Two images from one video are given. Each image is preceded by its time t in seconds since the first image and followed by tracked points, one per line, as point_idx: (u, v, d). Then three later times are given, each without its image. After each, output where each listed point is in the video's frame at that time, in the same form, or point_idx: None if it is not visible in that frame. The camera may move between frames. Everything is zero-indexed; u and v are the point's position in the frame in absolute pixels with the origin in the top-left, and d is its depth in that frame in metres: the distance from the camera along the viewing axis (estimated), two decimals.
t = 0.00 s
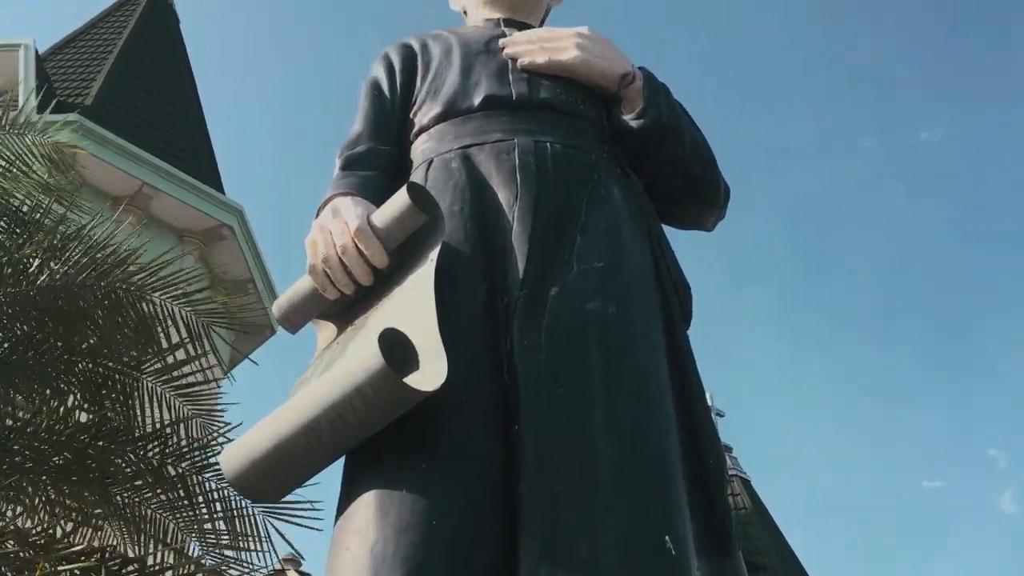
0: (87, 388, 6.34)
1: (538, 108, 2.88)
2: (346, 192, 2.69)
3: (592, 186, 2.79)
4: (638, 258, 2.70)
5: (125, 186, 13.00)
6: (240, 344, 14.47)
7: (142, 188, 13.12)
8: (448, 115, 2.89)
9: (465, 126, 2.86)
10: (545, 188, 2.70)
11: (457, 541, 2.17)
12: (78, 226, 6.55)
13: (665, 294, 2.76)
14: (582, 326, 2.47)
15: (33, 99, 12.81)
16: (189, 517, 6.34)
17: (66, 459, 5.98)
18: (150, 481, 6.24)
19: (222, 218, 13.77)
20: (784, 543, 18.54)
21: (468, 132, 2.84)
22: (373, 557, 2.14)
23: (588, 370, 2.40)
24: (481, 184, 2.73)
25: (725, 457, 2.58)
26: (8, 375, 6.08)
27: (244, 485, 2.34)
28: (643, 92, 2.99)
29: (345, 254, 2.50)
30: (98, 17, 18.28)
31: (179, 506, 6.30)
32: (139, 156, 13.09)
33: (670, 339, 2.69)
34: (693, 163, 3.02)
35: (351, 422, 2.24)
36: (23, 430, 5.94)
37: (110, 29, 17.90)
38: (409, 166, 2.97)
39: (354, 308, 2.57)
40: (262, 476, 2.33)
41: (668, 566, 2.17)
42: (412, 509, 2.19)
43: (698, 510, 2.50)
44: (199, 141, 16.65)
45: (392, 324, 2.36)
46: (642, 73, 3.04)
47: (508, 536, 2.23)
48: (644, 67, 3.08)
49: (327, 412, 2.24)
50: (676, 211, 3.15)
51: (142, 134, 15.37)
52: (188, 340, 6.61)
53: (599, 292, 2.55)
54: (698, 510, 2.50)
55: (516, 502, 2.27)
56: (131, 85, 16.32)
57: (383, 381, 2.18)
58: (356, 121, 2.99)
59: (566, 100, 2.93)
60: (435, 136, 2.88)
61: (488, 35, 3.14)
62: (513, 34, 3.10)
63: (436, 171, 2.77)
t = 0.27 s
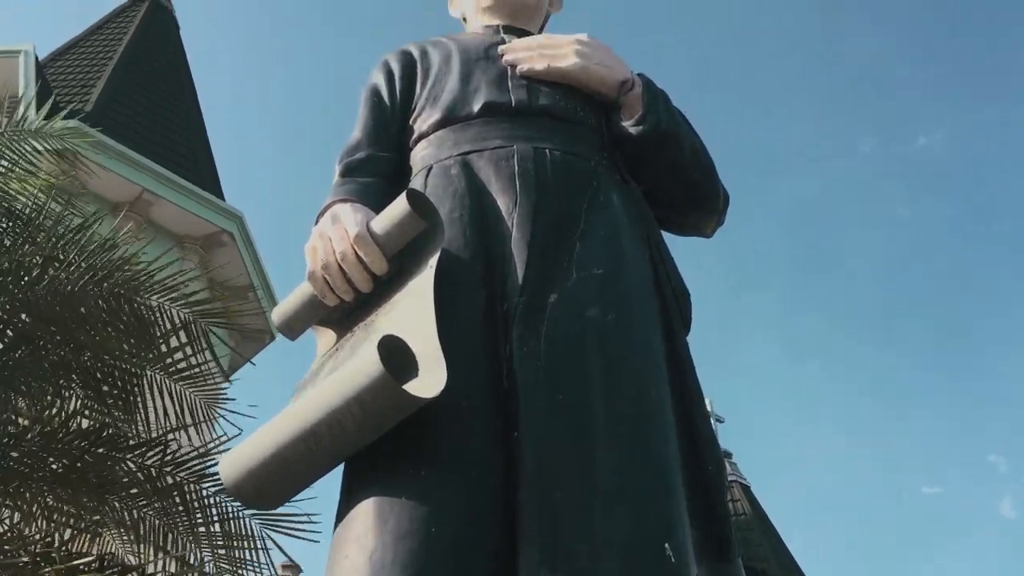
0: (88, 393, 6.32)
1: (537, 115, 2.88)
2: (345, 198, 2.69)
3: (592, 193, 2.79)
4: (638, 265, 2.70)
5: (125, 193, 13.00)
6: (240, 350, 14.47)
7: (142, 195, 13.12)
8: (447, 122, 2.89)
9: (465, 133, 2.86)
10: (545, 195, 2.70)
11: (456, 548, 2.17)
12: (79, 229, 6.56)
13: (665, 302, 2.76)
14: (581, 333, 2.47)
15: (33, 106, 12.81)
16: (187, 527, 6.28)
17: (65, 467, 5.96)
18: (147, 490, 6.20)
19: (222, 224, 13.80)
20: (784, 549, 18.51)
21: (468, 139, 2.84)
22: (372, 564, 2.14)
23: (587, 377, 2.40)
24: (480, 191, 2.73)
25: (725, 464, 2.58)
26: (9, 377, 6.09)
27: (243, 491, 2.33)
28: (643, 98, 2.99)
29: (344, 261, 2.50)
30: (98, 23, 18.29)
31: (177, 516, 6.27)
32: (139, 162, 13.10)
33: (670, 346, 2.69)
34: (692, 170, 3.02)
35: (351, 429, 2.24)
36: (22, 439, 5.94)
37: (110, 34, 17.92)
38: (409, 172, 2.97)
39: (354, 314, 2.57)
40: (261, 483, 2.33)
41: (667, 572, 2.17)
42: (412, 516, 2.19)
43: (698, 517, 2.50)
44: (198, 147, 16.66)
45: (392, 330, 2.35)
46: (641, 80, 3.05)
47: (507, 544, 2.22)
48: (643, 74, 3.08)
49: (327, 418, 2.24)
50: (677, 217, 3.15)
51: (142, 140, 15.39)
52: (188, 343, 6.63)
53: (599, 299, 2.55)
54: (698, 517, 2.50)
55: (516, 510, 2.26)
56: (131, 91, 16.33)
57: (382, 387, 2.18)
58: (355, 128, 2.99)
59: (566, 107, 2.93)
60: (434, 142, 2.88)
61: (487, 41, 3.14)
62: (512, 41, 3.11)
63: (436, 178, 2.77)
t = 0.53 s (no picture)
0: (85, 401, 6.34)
1: (537, 121, 2.89)
2: (345, 205, 2.69)
3: (591, 199, 2.79)
4: (638, 272, 2.70)
5: (124, 199, 13.00)
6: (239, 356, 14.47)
7: (142, 201, 13.10)
8: (447, 129, 2.90)
9: (465, 139, 2.86)
10: (545, 201, 2.70)
11: (455, 555, 2.17)
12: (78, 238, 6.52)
13: (665, 308, 2.76)
14: (581, 339, 2.47)
15: (33, 112, 12.79)
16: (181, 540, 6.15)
17: (63, 474, 5.96)
18: (142, 500, 6.12)
19: (222, 230, 13.84)
20: (784, 554, 18.50)
21: (467, 146, 2.84)
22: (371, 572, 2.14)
23: (587, 383, 2.40)
24: (480, 198, 2.73)
25: (725, 470, 2.58)
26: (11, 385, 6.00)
27: (243, 498, 2.33)
28: (642, 105, 2.99)
29: (344, 267, 2.50)
30: (98, 29, 18.30)
31: (171, 529, 6.15)
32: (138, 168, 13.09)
33: (669, 352, 2.69)
34: (691, 177, 3.02)
35: (351, 436, 2.24)
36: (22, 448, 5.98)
37: (110, 40, 17.92)
38: (409, 179, 2.97)
39: (354, 321, 2.57)
40: (261, 490, 2.32)
41: None
42: (412, 523, 2.18)
43: (698, 523, 2.50)
44: (198, 153, 16.67)
45: (392, 337, 2.35)
46: (641, 87, 3.05)
47: (507, 551, 2.22)
48: (642, 80, 3.09)
49: (327, 425, 2.24)
50: (676, 224, 3.15)
51: (142, 147, 15.39)
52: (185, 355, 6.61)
53: (599, 305, 2.55)
54: (698, 523, 2.50)
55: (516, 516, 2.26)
56: (130, 97, 16.34)
57: (381, 394, 2.18)
58: (355, 134, 3.00)
59: (565, 113, 2.93)
60: (434, 149, 2.88)
61: (487, 48, 3.15)
62: (512, 48, 3.11)
63: (435, 185, 2.77)
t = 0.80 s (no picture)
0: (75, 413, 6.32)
1: (537, 127, 2.89)
2: (345, 211, 2.69)
3: (591, 204, 2.79)
4: (638, 275, 2.71)
5: (124, 205, 13.00)
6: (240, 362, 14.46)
7: (142, 207, 13.09)
8: (447, 134, 2.90)
9: (464, 145, 2.86)
10: (545, 206, 2.70)
11: (455, 560, 2.16)
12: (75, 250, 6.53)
13: (665, 313, 2.76)
14: (580, 344, 2.47)
15: (33, 118, 12.79)
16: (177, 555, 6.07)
17: (63, 485, 5.93)
18: (140, 514, 6.06)
19: (222, 236, 13.74)
20: (784, 560, 18.47)
21: (467, 151, 2.84)
22: None
23: (586, 387, 2.40)
24: (480, 203, 2.73)
25: (726, 475, 2.58)
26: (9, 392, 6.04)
27: (242, 504, 2.33)
28: (642, 110, 2.99)
29: (344, 273, 2.50)
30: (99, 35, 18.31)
31: (168, 543, 6.07)
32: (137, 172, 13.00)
33: (669, 357, 2.69)
34: (692, 182, 3.02)
35: (350, 442, 2.23)
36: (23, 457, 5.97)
37: (110, 46, 17.93)
38: (409, 184, 2.97)
39: (354, 326, 2.56)
40: (261, 496, 2.32)
41: None
42: (411, 529, 2.18)
43: (699, 528, 2.49)
44: (198, 159, 16.68)
45: (391, 343, 2.35)
46: (641, 92, 3.05)
47: (506, 556, 2.22)
48: (642, 85, 3.09)
49: (327, 431, 2.24)
50: (677, 228, 3.15)
51: (142, 153, 15.39)
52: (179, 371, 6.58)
53: (598, 310, 2.55)
54: (699, 528, 2.49)
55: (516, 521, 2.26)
56: (131, 103, 16.36)
57: (381, 401, 2.17)
58: (355, 140, 2.99)
59: (565, 119, 2.93)
60: (434, 154, 2.88)
61: (487, 53, 3.15)
62: (512, 53, 3.12)
63: (435, 191, 2.77)
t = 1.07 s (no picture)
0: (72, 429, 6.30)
1: (538, 133, 2.89)
2: (346, 217, 2.69)
3: (592, 210, 2.79)
4: (638, 281, 2.71)
5: (124, 212, 13.01)
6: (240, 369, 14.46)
7: (142, 214, 13.10)
8: (448, 140, 2.90)
9: (465, 151, 2.87)
10: (546, 212, 2.71)
11: (455, 567, 2.16)
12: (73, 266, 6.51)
13: (665, 319, 2.76)
14: (580, 350, 2.47)
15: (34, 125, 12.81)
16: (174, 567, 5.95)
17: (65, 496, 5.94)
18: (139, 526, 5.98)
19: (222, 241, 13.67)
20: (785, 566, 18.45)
21: (468, 157, 2.84)
22: None
23: (587, 394, 2.40)
24: (481, 209, 2.73)
25: (726, 481, 2.58)
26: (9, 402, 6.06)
27: (242, 511, 2.33)
28: (643, 117, 3.00)
29: (345, 279, 2.50)
30: (100, 41, 18.34)
31: (165, 555, 5.96)
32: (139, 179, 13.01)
33: (670, 364, 2.69)
34: (692, 188, 3.02)
35: (351, 449, 2.24)
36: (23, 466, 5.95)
37: (111, 53, 17.96)
38: (409, 191, 2.97)
39: (355, 332, 2.57)
40: (261, 502, 2.32)
41: None
42: (412, 536, 2.18)
43: (699, 534, 2.50)
44: (199, 165, 16.69)
45: (392, 349, 2.35)
46: (641, 98, 3.05)
47: (507, 563, 2.22)
48: (643, 91, 3.09)
49: (327, 437, 2.24)
50: (678, 234, 3.15)
51: (142, 160, 15.40)
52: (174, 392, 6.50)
53: (599, 316, 2.55)
54: (700, 535, 2.50)
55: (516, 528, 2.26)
56: (131, 109, 16.38)
57: (381, 407, 2.17)
58: (356, 146, 3.00)
59: (566, 124, 2.94)
60: (435, 160, 2.88)
61: (487, 60, 3.16)
62: (512, 59, 3.12)
63: (436, 197, 2.78)
